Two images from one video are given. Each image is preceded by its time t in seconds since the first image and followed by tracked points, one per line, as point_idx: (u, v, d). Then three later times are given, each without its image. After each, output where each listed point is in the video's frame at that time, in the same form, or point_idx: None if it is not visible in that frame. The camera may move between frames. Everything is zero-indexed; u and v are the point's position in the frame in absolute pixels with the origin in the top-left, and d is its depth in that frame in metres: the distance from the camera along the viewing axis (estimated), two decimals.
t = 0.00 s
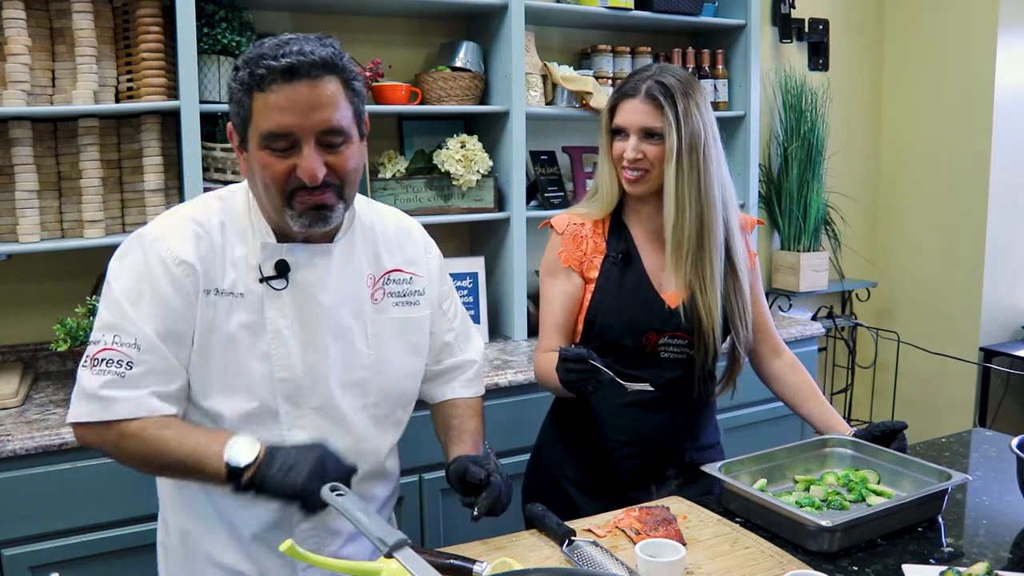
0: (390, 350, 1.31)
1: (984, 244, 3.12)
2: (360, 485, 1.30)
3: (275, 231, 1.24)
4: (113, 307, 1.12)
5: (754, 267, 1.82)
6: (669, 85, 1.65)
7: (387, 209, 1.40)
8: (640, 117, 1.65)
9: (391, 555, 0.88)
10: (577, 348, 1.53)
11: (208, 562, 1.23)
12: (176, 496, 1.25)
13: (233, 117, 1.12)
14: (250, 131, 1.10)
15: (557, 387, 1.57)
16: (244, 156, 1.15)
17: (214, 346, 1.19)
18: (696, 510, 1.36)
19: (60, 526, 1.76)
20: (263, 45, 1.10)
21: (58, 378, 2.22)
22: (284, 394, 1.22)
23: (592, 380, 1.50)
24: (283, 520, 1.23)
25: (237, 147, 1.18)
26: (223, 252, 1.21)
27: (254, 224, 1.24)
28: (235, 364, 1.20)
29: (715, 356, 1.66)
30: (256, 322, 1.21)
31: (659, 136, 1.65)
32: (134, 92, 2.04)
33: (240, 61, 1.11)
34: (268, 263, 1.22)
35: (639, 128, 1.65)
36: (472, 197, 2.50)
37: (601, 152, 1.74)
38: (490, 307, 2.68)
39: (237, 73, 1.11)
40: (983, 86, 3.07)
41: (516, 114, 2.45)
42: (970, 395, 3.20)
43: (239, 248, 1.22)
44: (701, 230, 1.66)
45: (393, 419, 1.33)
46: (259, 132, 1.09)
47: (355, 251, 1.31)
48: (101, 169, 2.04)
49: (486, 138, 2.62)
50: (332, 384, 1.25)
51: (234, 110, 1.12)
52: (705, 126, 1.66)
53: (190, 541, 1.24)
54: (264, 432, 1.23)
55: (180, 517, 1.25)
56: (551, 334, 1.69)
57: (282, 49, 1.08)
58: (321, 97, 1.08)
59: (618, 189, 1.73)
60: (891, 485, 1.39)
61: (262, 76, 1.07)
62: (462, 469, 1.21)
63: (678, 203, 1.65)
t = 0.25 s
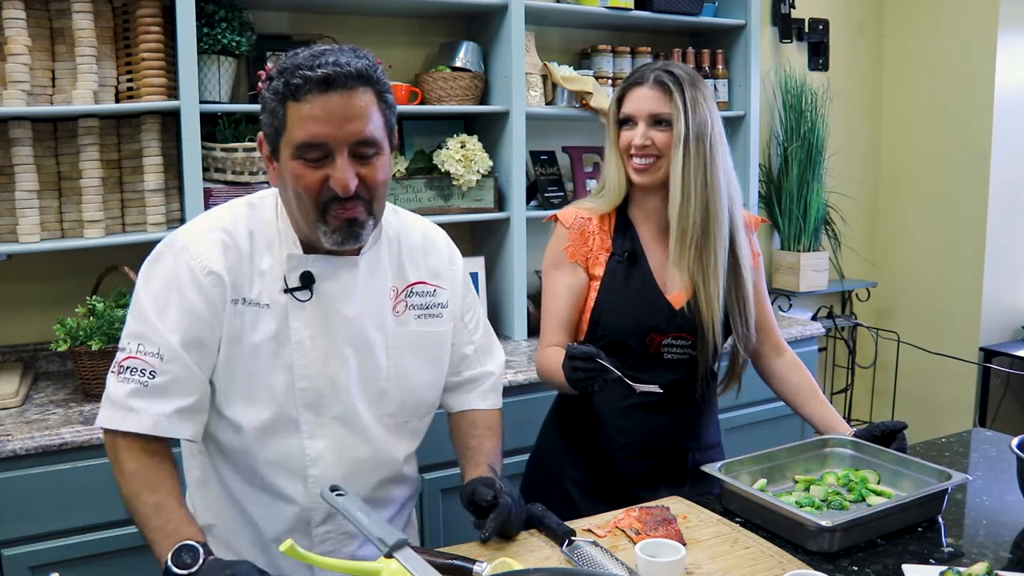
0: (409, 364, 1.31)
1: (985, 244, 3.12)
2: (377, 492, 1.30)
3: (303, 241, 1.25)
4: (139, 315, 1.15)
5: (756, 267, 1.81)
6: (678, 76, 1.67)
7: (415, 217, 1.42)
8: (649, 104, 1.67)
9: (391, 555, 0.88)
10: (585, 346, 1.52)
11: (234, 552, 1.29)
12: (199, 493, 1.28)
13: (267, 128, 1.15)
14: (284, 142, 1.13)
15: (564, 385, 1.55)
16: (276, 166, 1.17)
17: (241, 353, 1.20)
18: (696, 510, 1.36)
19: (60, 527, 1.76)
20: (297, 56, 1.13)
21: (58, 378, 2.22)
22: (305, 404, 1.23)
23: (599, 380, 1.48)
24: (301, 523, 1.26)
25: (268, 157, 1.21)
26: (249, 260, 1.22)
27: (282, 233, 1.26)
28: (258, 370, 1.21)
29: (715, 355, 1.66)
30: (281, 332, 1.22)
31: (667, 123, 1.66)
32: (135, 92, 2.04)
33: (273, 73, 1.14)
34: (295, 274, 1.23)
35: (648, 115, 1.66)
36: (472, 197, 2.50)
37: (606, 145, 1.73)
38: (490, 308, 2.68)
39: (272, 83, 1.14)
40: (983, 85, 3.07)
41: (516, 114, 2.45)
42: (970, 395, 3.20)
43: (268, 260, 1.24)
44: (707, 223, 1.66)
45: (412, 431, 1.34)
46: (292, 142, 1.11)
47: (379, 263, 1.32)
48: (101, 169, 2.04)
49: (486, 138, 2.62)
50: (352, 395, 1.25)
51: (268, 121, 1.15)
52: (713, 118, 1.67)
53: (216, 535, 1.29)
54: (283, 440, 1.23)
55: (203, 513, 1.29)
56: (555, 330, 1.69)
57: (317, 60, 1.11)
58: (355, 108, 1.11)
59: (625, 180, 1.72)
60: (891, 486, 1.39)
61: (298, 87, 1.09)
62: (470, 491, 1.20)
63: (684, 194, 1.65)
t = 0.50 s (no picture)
0: (414, 363, 1.31)
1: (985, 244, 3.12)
2: (387, 489, 1.30)
3: (309, 241, 1.25)
4: (147, 306, 1.15)
5: (757, 268, 1.82)
6: (679, 80, 1.67)
7: (420, 216, 1.42)
8: (650, 109, 1.66)
9: (391, 555, 0.88)
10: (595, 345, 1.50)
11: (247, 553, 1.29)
12: (209, 494, 1.29)
13: (272, 127, 1.15)
14: (288, 141, 1.13)
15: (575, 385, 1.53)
16: (280, 165, 1.17)
17: (249, 346, 1.21)
18: (696, 510, 1.36)
19: (60, 527, 1.76)
20: (303, 56, 1.13)
21: (58, 378, 2.22)
22: (315, 400, 1.23)
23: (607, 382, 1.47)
24: (312, 520, 1.26)
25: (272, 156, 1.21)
26: (258, 254, 1.23)
27: (289, 230, 1.26)
28: (267, 365, 1.22)
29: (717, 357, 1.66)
30: (289, 326, 1.23)
31: (668, 128, 1.66)
32: (135, 91, 2.04)
33: (278, 73, 1.14)
34: (302, 269, 1.24)
35: (650, 121, 1.66)
36: (472, 197, 2.50)
37: (607, 147, 1.73)
38: (489, 308, 2.68)
39: (278, 83, 1.14)
40: (983, 85, 3.07)
41: (516, 114, 2.45)
42: (970, 395, 3.20)
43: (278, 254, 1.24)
44: (709, 229, 1.66)
45: (422, 430, 1.34)
46: (297, 142, 1.11)
47: (386, 260, 1.32)
48: (101, 169, 2.04)
49: (486, 137, 2.62)
50: (361, 391, 1.25)
51: (272, 120, 1.15)
52: (714, 122, 1.67)
53: (228, 535, 1.29)
54: (291, 438, 1.23)
55: (214, 513, 1.29)
56: (556, 332, 1.68)
57: (323, 61, 1.11)
58: (359, 108, 1.11)
59: (626, 186, 1.72)
60: (891, 485, 1.39)
61: (304, 86, 1.09)
62: (471, 499, 1.21)
63: (687, 200, 1.65)
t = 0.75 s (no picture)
0: (414, 361, 1.31)
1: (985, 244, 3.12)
2: (385, 486, 1.30)
3: (308, 236, 1.26)
4: (143, 301, 1.15)
5: (756, 266, 1.82)
6: (680, 82, 1.67)
7: (418, 215, 1.42)
8: (654, 112, 1.65)
9: (391, 555, 0.88)
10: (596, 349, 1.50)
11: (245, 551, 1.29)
12: (205, 492, 1.28)
13: (270, 120, 1.16)
14: (287, 131, 1.13)
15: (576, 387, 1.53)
16: (280, 159, 1.17)
17: (246, 342, 1.21)
18: (696, 510, 1.36)
19: (60, 527, 1.76)
20: (300, 49, 1.14)
21: (58, 378, 2.22)
22: (312, 397, 1.23)
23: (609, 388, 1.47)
24: (310, 518, 1.26)
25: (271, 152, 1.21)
26: (254, 250, 1.23)
27: (287, 227, 1.26)
28: (264, 360, 1.22)
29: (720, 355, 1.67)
30: (287, 321, 1.23)
31: (673, 132, 1.65)
32: (134, 91, 2.04)
33: (275, 67, 1.15)
34: (300, 265, 1.23)
35: (654, 125, 1.65)
36: (472, 197, 2.49)
37: (607, 150, 1.72)
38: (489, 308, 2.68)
39: (276, 75, 1.14)
40: (983, 85, 3.07)
41: (516, 114, 2.45)
42: (970, 395, 3.20)
43: (274, 250, 1.24)
44: (712, 231, 1.67)
45: (423, 428, 1.34)
46: (298, 130, 1.12)
47: (383, 258, 1.32)
48: (101, 169, 2.04)
49: (486, 137, 2.62)
50: (360, 388, 1.25)
51: (270, 113, 1.16)
52: (716, 124, 1.67)
53: (224, 534, 1.28)
54: (288, 434, 1.23)
55: (210, 512, 1.28)
56: (558, 336, 1.66)
57: (320, 49, 1.12)
58: (359, 94, 1.11)
59: (627, 189, 1.71)
60: (891, 486, 1.39)
61: (303, 74, 1.10)
62: (471, 500, 1.21)
63: (690, 201, 1.65)
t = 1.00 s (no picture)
0: (413, 359, 1.31)
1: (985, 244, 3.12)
2: (385, 484, 1.30)
3: (309, 232, 1.26)
4: (144, 299, 1.15)
5: (757, 264, 1.82)
6: (685, 82, 1.65)
7: (415, 214, 1.41)
8: (659, 113, 1.64)
9: (391, 555, 0.88)
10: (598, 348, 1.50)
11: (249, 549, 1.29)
12: (207, 491, 1.27)
13: (276, 118, 1.16)
14: (296, 126, 1.14)
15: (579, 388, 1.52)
16: (286, 156, 1.18)
17: (246, 341, 1.21)
18: (696, 510, 1.36)
19: (60, 527, 1.76)
20: (305, 46, 1.15)
21: (58, 378, 2.22)
22: (313, 395, 1.23)
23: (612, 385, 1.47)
24: (312, 516, 1.26)
25: (274, 151, 1.21)
26: (255, 248, 1.23)
27: (288, 226, 1.26)
28: (265, 359, 1.22)
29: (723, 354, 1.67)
30: (288, 320, 1.23)
31: (680, 133, 1.64)
32: (135, 91, 2.04)
33: (279, 65, 1.16)
34: (300, 264, 1.23)
35: (660, 126, 1.64)
36: (472, 197, 2.49)
37: (611, 149, 1.70)
38: (490, 308, 2.68)
39: (281, 73, 1.15)
40: (983, 85, 3.07)
41: (516, 114, 2.45)
42: (970, 395, 3.20)
43: (275, 248, 1.24)
44: (717, 232, 1.67)
45: (423, 427, 1.34)
46: (307, 125, 1.13)
47: (382, 258, 1.32)
48: (101, 169, 2.04)
49: (486, 137, 2.62)
50: (360, 386, 1.25)
51: (275, 111, 1.16)
52: (719, 123, 1.67)
53: (227, 533, 1.28)
54: (290, 432, 1.23)
55: (212, 511, 1.28)
56: (560, 336, 1.66)
57: (328, 45, 1.13)
58: (368, 88, 1.13)
59: (631, 189, 1.71)
60: (891, 485, 1.39)
61: (312, 68, 1.12)
62: (471, 500, 1.21)
63: (696, 202, 1.65)
